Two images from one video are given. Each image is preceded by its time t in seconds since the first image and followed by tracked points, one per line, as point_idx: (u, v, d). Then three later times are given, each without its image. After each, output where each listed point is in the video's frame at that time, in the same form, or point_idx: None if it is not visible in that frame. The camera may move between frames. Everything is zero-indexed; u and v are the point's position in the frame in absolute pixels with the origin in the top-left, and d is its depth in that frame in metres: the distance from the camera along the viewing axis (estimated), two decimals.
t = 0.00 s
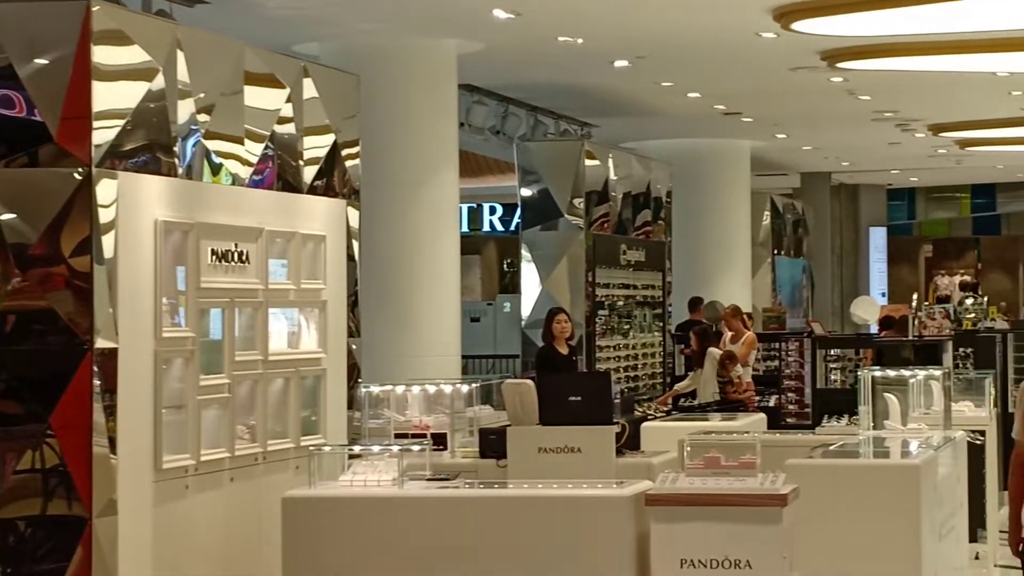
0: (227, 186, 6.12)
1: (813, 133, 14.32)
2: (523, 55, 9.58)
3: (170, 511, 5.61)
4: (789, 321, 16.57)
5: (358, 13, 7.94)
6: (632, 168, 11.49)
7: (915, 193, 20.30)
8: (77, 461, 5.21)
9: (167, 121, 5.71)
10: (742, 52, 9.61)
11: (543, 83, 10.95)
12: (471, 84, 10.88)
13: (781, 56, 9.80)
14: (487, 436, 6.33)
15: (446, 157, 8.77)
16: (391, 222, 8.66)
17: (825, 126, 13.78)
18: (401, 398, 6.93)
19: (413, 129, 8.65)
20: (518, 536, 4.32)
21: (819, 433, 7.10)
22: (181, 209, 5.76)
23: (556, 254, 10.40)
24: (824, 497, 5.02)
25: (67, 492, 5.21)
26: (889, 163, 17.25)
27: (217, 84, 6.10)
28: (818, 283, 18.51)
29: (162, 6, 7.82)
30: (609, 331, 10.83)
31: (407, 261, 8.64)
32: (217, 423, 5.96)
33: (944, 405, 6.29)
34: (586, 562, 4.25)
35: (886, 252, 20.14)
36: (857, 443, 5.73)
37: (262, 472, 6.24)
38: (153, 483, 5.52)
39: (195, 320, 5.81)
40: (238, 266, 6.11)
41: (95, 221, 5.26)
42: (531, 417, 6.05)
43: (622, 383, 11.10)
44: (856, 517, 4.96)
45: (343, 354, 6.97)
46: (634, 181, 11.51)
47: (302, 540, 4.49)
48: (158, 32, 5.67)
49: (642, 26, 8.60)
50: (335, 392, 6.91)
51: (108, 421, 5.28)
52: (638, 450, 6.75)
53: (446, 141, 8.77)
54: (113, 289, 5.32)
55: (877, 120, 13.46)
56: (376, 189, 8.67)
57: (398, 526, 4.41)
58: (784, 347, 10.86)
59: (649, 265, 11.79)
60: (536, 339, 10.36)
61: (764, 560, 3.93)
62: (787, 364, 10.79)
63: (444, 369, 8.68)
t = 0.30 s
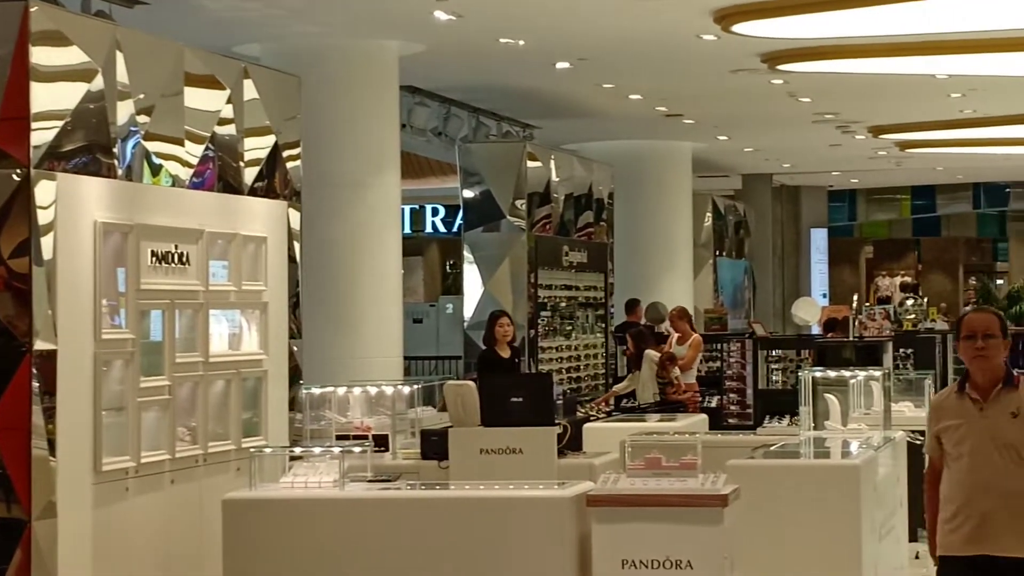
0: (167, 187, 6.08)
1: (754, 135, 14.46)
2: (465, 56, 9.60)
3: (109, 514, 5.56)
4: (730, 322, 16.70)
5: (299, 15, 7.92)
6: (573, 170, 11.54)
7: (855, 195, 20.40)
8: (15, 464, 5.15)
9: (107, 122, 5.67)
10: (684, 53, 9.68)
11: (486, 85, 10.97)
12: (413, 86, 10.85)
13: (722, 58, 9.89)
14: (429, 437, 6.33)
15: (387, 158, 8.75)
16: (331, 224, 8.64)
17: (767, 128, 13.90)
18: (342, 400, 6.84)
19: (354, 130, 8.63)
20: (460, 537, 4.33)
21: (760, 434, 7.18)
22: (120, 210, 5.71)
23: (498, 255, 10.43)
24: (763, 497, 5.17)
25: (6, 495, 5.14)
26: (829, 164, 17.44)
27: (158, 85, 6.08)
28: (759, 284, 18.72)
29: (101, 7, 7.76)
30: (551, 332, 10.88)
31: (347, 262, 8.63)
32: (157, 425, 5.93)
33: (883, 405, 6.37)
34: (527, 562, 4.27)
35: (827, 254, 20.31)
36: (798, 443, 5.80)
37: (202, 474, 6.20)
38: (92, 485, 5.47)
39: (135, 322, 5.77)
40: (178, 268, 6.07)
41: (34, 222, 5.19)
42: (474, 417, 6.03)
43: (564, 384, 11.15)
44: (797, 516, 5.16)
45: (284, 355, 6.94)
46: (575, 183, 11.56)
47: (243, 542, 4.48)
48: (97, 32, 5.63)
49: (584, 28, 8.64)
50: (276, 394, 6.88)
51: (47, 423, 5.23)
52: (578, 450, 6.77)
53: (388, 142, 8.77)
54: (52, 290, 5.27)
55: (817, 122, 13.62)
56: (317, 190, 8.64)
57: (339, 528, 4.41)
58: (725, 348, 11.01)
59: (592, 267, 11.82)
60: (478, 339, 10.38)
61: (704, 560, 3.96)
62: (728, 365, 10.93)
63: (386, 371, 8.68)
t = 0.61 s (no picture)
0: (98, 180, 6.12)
1: (687, 132, 14.57)
2: (399, 52, 9.59)
3: (38, 511, 5.50)
4: (663, 320, 16.83)
5: (232, 9, 7.88)
6: (507, 166, 11.57)
7: (788, 193, 20.72)
8: None
9: (36, 115, 5.70)
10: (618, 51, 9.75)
11: (420, 81, 10.98)
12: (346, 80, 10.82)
13: (655, 56, 9.97)
14: (361, 433, 6.31)
15: (320, 154, 8.71)
16: (263, 220, 8.60)
17: (700, 126, 14.02)
18: (274, 395, 6.92)
19: (285, 126, 8.59)
20: (393, 534, 4.33)
21: (693, 430, 7.24)
22: (50, 204, 5.65)
23: (430, 252, 10.43)
24: (693, 495, 5.24)
25: None
26: (761, 162, 17.64)
27: (88, 79, 6.09)
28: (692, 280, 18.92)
29: None
30: (484, 329, 10.91)
31: (279, 259, 8.59)
32: (86, 421, 5.87)
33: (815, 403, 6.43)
34: (457, 559, 4.29)
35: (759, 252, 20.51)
36: (729, 440, 5.87)
37: (132, 470, 6.14)
38: (21, 482, 5.41)
39: (64, 316, 5.69)
40: (109, 263, 5.97)
41: None
42: (405, 416, 5.96)
43: (496, 381, 11.17)
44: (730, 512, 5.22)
45: (215, 350, 6.89)
46: (509, 179, 11.58)
47: (173, 539, 4.47)
48: (26, 25, 5.60)
49: (517, 25, 8.67)
50: (207, 389, 6.82)
51: None
52: (510, 446, 6.76)
53: (321, 138, 8.73)
54: None
55: (750, 120, 13.75)
56: (249, 186, 8.61)
57: (270, 526, 4.40)
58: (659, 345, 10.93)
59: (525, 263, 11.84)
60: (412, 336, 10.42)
61: (634, 558, 4.01)
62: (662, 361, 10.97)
63: (319, 367, 8.66)
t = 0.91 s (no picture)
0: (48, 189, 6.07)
1: (639, 140, 14.66)
2: (350, 60, 9.58)
3: None
4: (616, 327, 16.86)
5: (182, 17, 7.84)
6: (459, 174, 11.58)
7: (740, 200, 20.96)
8: None
9: None
10: (570, 59, 9.80)
11: (373, 89, 10.98)
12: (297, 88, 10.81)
13: (607, 64, 10.03)
14: (313, 442, 6.28)
15: (270, 161, 8.68)
16: (214, 228, 8.55)
17: (653, 134, 14.10)
18: (226, 404, 6.88)
19: (237, 134, 8.55)
20: (344, 544, 4.33)
21: (646, 437, 7.29)
22: None
23: (383, 260, 10.42)
24: (646, 501, 5.28)
25: None
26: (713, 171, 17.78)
27: (38, 86, 6.03)
28: (645, 287, 19.02)
29: None
30: (436, 337, 10.91)
31: (230, 267, 8.56)
32: (37, 430, 5.82)
33: (764, 410, 6.55)
34: (409, 567, 4.29)
35: (712, 259, 20.62)
36: (681, 448, 5.91)
37: (83, 480, 6.09)
38: None
39: (14, 326, 5.64)
40: (59, 271, 5.94)
41: None
42: (358, 424, 5.95)
43: (449, 390, 11.14)
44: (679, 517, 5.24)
45: (167, 361, 6.82)
46: (461, 187, 11.60)
47: (123, 550, 4.45)
48: None
49: (469, 33, 8.69)
50: (159, 400, 6.75)
51: None
52: (462, 453, 6.89)
53: (271, 145, 8.70)
54: None
55: (702, 127, 13.85)
56: (199, 194, 8.56)
57: (221, 535, 4.39)
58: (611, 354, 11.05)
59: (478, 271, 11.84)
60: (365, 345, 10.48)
61: (586, 565, 4.04)
62: (614, 370, 11.09)
63: (270, 375, 8.62)
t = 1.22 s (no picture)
0: None
1: (592, 143, 14.73)
2: (304, 62, 9.56)
3: None
4: (569, 329, 16.92)
5: (134, 18, 7.79)
6: (412, 176, 11.58)
7: (694, 202, 21.10)
8: None
9: None
10: (525, 61, 9.83)
11: (326, 91, 10.96)
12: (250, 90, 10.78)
13: (560, 66, 10.07)
14: (265, 444, 6.29)
15: (224, 163, 8.66)
16: (166, 230, 8.51)
17: (607, 136, 14.16)
18: (178, 407, 6.82)
19: (189, 136, 8.52)
20: (295, 547, 4.33)
21: (599, 438, 7.34)
22: None
23: (336, 263, 10.41)
24: (596, 503, 5.37)
25: None
26: (666, 173, 17.89)
27: None
28: (599, 288, 19.10)
29: None
30: (390, 339, 10.91)
31: (182, 269, 8.51)
32: None
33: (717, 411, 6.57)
34: (362, 570, 4.30)
35: (665, 261, 20.73)
36: (633, 450, 5.95)
37: (34, 483, 6.04)
38: None
39: None
40: (9, 273, 5.91)
41: None
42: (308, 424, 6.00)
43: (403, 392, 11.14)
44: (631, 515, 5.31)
45: (118, 364, 6.78)
46: (414, 189, 11.60)
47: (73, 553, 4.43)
48: None
49: (423, 34, 8.70)
50: (110, 405, 6.70)
51: None
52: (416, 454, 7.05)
53: (223, 146, 8.67)
54: None
55: (655, 130, 13.94)
56: (152, 195, 8.52)
57: (173, 538, 4.38)
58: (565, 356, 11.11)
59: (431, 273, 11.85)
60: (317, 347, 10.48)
61: (537, 566, 4.06)
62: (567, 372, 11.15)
63: (221, 378, 8.57)
